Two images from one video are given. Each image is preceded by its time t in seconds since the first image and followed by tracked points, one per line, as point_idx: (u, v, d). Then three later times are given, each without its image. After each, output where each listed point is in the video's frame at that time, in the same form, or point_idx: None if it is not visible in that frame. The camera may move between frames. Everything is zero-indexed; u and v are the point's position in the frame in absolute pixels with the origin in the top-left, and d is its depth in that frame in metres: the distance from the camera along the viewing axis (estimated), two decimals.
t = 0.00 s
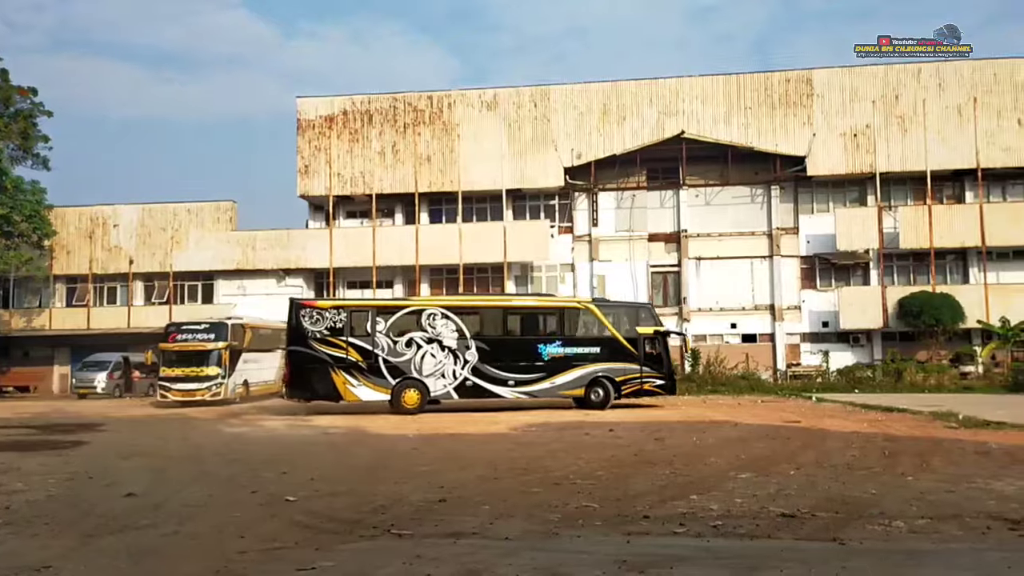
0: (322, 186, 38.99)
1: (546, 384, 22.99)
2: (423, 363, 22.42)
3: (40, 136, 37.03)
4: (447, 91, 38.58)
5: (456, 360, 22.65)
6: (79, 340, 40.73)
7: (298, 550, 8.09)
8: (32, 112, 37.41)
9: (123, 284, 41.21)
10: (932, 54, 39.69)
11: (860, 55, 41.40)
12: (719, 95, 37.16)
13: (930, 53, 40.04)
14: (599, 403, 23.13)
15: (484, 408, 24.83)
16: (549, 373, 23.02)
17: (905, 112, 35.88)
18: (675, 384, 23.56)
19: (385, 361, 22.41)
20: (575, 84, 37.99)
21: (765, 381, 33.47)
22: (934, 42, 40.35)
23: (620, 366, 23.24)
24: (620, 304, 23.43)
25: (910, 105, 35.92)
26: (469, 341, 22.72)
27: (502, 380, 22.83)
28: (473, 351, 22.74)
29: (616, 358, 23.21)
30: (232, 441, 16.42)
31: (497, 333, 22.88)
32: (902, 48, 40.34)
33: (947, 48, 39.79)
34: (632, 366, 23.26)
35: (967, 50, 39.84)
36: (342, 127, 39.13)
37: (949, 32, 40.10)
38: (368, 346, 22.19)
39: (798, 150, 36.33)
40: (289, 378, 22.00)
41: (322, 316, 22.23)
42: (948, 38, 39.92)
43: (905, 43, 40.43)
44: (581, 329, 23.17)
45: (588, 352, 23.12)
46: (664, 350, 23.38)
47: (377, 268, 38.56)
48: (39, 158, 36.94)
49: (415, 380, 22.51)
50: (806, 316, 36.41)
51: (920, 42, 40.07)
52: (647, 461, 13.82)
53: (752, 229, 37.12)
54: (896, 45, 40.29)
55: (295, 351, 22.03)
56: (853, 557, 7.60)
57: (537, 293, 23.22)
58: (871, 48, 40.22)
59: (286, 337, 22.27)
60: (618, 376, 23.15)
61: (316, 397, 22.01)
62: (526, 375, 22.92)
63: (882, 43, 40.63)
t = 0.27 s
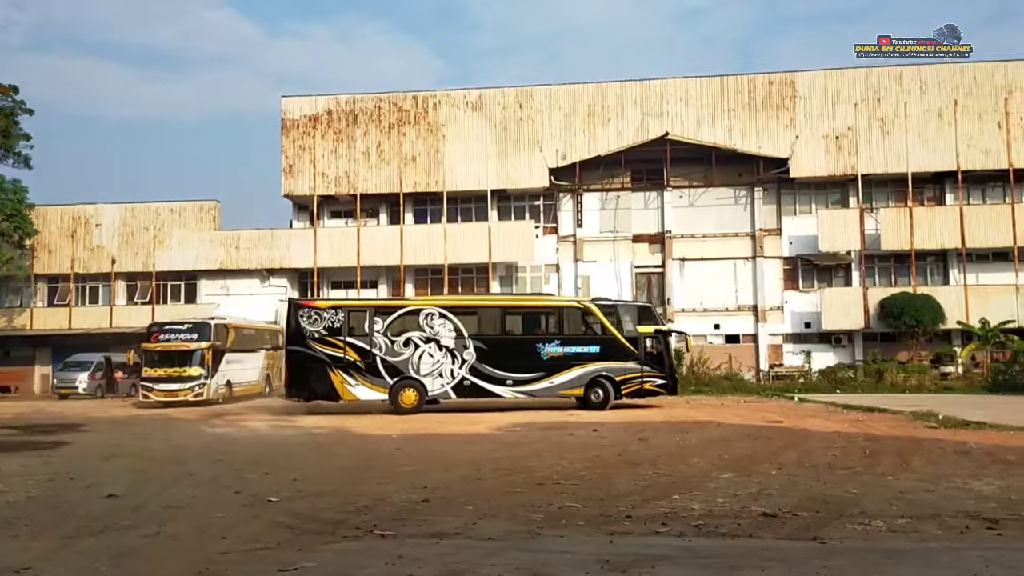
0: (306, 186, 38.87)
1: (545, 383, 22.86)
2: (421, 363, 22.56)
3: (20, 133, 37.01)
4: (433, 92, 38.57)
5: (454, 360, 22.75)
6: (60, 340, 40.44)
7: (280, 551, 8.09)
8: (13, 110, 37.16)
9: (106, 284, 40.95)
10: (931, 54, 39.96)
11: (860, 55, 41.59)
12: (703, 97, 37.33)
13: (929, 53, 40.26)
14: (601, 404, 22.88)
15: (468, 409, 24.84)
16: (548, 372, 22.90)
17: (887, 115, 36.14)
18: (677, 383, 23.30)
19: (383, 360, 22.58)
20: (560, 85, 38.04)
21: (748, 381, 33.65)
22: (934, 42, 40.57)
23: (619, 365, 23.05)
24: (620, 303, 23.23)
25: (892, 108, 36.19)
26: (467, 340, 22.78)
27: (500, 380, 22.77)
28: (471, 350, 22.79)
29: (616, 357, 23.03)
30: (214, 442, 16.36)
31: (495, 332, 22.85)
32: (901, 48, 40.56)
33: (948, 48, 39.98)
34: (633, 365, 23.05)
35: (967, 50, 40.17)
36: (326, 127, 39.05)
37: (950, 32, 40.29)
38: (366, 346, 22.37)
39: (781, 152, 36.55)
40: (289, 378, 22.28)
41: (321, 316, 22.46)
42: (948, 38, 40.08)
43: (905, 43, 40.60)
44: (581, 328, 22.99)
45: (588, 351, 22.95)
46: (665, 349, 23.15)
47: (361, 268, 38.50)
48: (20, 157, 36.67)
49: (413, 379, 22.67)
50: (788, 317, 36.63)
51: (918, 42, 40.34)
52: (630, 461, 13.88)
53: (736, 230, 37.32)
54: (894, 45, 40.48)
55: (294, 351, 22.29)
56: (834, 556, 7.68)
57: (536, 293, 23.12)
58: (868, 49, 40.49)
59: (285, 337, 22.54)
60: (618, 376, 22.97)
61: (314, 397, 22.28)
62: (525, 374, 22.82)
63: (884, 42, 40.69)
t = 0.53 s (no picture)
0: (294, 186, 38.81)
1: (546, 382, 22.86)
2: (421, 363, 22.65)
3: (6, 132, 36.83)
4: (420, 92, 38.62)
5: (455, 359, 22.82)
6: (45, 339, 40.22)
7: (267, 550, 8.12)
8: None
9: (91, 284, 40.78)
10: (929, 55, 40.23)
11: (860, 55, 41.80)
12: (690, 98, 37.52)
13: (926, 54, 40.54)
14: (603, 403, 22.82)
15: (455, 408, 24.87)
16: (548, 372, 22.91)
17: (871, 118, 36.41)
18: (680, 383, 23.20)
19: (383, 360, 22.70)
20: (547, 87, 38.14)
21: (733, 381, 33.83)
22: (933, 43, 40.85)
23: (621, 364, 22.99)
24: (621, 302, 23.25)
25: (876, 110, 36.46)
26: (467, 340, 22.84)
27: (501, 379, 22.81)
28: (471, 349, 22.84)
29: (617, 356, 22.96)
30: (200, 442, 16.35)
31: (495, 332, 22.91)
32: (900, 49, 40.68)
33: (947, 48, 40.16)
34: (635, 364, 22.97)
35: (968, 52, 40.42)
36: (314, 127, 39.02)
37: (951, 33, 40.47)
38: (366, 345, 22.52)
39: (766, 154, 36.78)
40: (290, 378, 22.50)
41: (321, 316, 22.66)
42: (949, 38, 40.24)
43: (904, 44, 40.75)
44: (582, 328, 22.96)
45: (588, 351, 22.91)
46: (667, 348, 23.07)
47: (348, 268, 38.49)
48: (5, 156, 36.45)
49: (414, 379, 22.75)
50: (773, 317, 36.86)
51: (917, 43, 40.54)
52: (615, 460, 13.97)
53: (721, 231, 37.52)
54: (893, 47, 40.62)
55: (295, 351, 22.51)
56: (816, 555, 7.77)
57: (537, 292, 23.13)
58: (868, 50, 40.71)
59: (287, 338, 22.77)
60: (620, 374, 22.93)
61: (315, 396, 22.47)
62: (525, 374, 22.84)
63: (884, 43, 40.91)
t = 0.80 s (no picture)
0: (281, 186, 38.68)
1: (547, 384, 22.82)
2: (422, 364, 22.69)
3: None
4: (408, 93, 38.57)
5: (456, 361, 22.83)
6: (29, 340, 39.94)
7: (252, 552, 8.09)
8: None
9: (76, 284, 40.55)
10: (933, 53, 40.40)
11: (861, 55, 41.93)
12: (677, 100, 37.62)
13: (928, 53, 40.72)
14: (606, 404, 22.78)
15: (442, 409, 24.84)
16: (551, 373, 22.85)
17: (857, 120, 36.59)
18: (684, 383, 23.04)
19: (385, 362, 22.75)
20: (534, 88, 38.17)
21: (719, 381, 33.92)
22: (935, 42, 41.03)
23: (624, 365, 22.86)
24: (624, 302, 23.07)
25: (862, 113, 36.64)
26: (469, 341, 22.83)
27: (502, 381, 22.78)
28: (472, 351, 22.84)
29: (620, 357, 22.82)
30: (186, 443, 16.27)
31: (497, 333, 22.87)
32: (903, 48, 40.77)
33: (948, 48, 40.41)
34: (638, 365, 22.80)
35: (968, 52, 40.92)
36: (301, 127, 38.91)
37: (951, 33, 40.65)
38: (367, 347, 22.59)
39: (752, 155, 36.92)
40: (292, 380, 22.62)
41: (323, 318, 22.81)
42: (948, 38, 40.44)
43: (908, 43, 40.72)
44: (584, 328, 22.87)
45: (590, 351, 22.81)
46: (671, 349, 22.90)
47: (336, 268, 38.39)
48: None
49: (415, 381, 22.79)
50: (760, 318, 36.97)
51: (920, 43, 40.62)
52: (603, 461, 13.99)
53: (708, 232, 37.64)
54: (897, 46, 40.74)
55: (297, 353, 22.63)
56: (802, 555, 7.80)
57: (538, 293, 23.08)
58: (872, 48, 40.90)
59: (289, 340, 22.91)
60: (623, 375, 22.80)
61: (317, 398, 22.55)
62: (527, 376, 22.81)
63: (884, 43, 41.09)
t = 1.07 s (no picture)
0: (269, 187, 38.58)
1: (550, 384, 22.67)
2: (424, 364, 22.76)
3: None
4: (397, 93, 38.52)
5: (457, 361, 22.82)
6: (14, 341, 39.67)
7: (239, 554, 8.06)
8: None
9: (62, 284, 40.30)
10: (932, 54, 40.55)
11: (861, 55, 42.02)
12: (665, 102, 37.72)
13: (928, 53, 40.83)
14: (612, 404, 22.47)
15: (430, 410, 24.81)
16: (553, 374, 22.69)
17: (844, 122, 36.77)
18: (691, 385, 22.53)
19: (387, 362, 22.85)
20: (523, 89, 38.19)
21: (706, 382, 34.03)
22: (934, 42, 41.11)
23: (627, 365, 22.53)
24: (628, 302, 22.77)
25: (849, 115, 36.82)
26: (470, 341, 22.81)
27: (504, 381, 22.71)
28: (474, 351, 22.79)
29: (623, 358, 22.51)
30: (173, 444, 16.19)
31: (499, 333, 22.80)
32: (902, 48, 40.90)
33: (947, 48, 40.53)
34: (642, 366, 22.44)
35: (968, 52, 41.06)
36: (289, 127, 38.80)
37: (951, 33, 40.75)
38: (369, 347, 22.72)
39: (739, 157, 37.06)
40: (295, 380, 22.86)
41: (326, 318, 22.99)
42: (948, 38, 40.54)
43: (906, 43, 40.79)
44: (587, 328, 22.66)
45: (593, 351, 22.56)
46: (676, 349, 22.47)
47: (324, 269, 38.30)
48: None
49: (417, 381, 22.88)
50: (747, 318, 37.10)
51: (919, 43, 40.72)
52: (591, 462, 14.00)
53: (696, 234, 37.76)
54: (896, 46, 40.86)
55: (300, 353, 22.85)
56: (789, 555, 7.83)
57: (540, 293, 22.98)
58: (871, 49, 41.08)
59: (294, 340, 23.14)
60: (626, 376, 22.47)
61: (320, 398, 22.75)
62: (529, 376, 22.69)
63: (884, 43, 41.17)
